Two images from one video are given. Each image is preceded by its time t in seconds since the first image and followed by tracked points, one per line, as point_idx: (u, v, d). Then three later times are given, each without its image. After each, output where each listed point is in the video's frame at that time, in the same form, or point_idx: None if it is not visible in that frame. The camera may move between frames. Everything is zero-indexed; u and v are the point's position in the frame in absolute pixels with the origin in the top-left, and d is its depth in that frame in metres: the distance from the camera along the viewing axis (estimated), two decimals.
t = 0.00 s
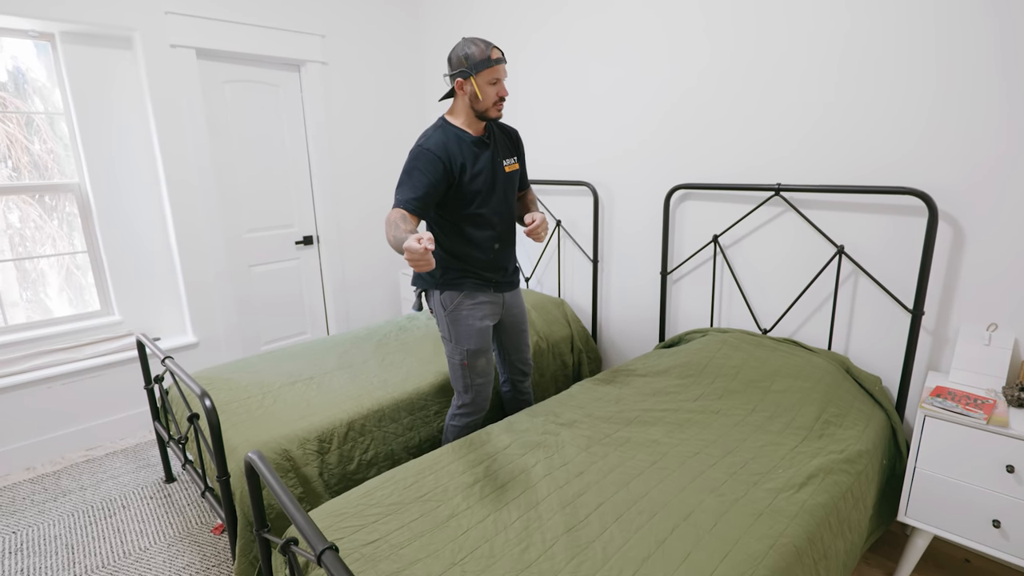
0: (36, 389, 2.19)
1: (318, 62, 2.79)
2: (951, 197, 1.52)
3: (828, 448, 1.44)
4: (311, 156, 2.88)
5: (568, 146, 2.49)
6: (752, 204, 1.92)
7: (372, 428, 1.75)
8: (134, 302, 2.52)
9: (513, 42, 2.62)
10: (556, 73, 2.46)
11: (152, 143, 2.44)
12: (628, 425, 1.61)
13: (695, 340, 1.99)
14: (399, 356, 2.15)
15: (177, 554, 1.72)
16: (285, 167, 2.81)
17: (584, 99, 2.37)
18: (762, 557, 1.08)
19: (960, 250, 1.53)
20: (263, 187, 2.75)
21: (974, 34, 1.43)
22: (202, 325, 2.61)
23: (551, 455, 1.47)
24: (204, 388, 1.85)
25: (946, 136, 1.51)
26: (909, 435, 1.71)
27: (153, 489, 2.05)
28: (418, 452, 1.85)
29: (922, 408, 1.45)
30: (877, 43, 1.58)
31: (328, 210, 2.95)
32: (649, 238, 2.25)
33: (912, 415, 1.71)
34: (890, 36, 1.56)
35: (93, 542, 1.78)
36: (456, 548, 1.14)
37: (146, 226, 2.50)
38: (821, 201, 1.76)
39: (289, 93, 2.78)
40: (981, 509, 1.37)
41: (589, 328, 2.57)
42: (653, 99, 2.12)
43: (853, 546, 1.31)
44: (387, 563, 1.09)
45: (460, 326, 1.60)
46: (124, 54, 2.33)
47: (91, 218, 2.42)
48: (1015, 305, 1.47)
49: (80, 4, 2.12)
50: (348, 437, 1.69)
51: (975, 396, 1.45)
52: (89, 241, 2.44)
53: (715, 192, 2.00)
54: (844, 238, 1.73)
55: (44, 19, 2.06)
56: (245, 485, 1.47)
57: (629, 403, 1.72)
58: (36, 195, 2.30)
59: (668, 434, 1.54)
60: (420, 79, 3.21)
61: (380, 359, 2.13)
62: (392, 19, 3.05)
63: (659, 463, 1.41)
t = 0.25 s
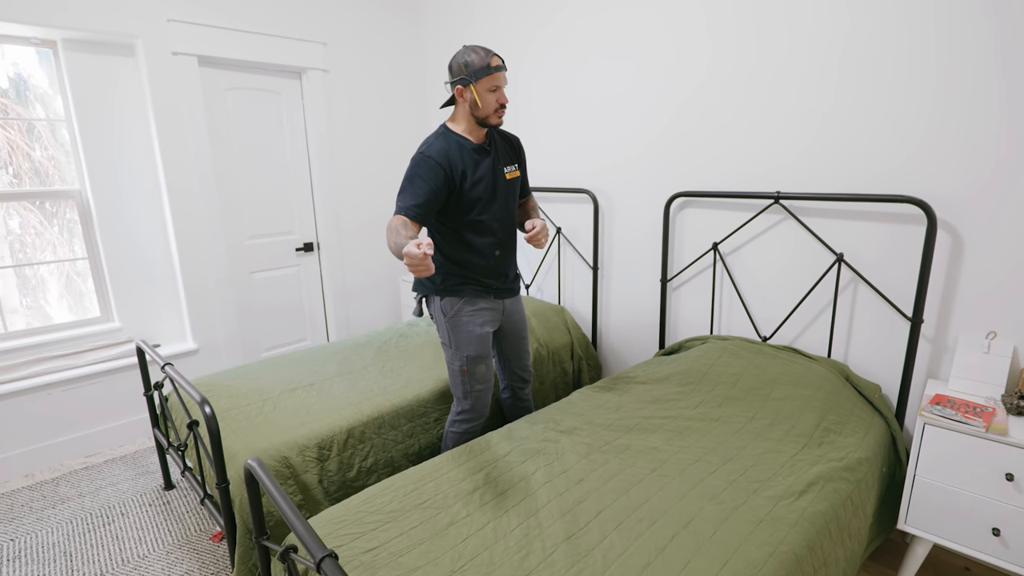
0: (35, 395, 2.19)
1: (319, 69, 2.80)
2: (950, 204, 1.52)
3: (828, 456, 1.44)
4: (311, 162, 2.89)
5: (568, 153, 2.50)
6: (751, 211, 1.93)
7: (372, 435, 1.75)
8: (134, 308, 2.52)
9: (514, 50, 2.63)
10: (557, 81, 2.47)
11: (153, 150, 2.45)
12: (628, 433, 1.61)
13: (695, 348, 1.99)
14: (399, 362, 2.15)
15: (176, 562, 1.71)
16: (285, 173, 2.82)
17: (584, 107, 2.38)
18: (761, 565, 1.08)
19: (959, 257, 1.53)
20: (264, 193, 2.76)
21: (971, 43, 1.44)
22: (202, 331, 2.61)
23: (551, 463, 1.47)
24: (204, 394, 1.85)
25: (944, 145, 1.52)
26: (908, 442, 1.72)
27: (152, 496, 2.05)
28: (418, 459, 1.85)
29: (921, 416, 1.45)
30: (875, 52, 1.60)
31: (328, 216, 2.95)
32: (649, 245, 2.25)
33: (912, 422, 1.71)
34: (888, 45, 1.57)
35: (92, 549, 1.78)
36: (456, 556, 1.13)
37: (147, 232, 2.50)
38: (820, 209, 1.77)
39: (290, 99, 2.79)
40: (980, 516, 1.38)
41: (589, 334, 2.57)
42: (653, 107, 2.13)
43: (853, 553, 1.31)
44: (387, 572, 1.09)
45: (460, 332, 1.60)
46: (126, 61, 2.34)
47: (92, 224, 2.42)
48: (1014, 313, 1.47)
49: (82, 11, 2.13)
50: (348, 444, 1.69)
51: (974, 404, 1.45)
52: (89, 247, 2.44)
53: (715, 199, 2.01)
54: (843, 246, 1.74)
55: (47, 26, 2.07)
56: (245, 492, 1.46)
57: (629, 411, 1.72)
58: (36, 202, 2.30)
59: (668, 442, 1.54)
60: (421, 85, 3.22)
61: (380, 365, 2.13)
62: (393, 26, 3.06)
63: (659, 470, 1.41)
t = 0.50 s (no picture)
0: (35, 398, 2.18)
1: (320, 72, 2.80)
2: (950, 208, 1.53)
3: (828, 459, 1.44)
4: (312, 165, 2.89)
5: (568, 156, 2.50)
6: (751, 215, 1.93)
7: (372, 438, 1.75)
8: (134, 310, 2.52)
9: (514, 53, 2.64)
10: (557, 85, 2.47)
11: (153, 153, 2.45)
12: (628, 437, 1.61)
13: (695, 351, 1.99)
14: (399, 365, 2.16)
15: (175, 565, 1.71)
16: (286, 176, 2.82)
17: (585, 110, 2.39)
18: (761, 568, 1.09)
19: (958, 261, 1.54)
20: (264, 196, 2.76)
21: (970, 48, 1.45)
22: (202, 333, 2.61)
23: (551, 466, 1.47)
24: (203, 397, 1.85)
25: (943, 149, 1.52)
26: (908, 446, 1.72)
27: (152, 499, 2.04)
28: (417, 462, 1.85)
29: (921, 419, 1.45)
30: (874, 56, 1.60)
31: (329, 219, 2.95)
32: (649, 249, 2.26)
33: (911, 426, 1.71)
34: (887, 50, 1.58)
35: (91, 552, 1.77)
36: (456, 559, 1.13)
37: (147, 235, 2.50)
38: (819, 213, 1.78)
39: (290, 102, 2.79)
40: (979, 520, 1.38)
41: (588, 337, 2.57)
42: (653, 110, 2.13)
43: (853, 557, 1.31)
44: None
45: (460, 335, 1.60)
46: (127, 64, 2.34)
47: (92, 227, 2.42)
48: (1014, 317, 1.48)
49: (83, 15, 2.13)
50: (348, 447, 1.69)
51: (973, 408, 1.45)
52: (89, 250, 2.44)
53: (714, 202, 2.01)
54: (843, 250, 1.74)
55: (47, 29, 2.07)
56: (244, 495, 1.46)
57: (629, 415, 1.73)
58: (36, 204, 2.30)
59: (668, 445, 1.54)
60: (421, 88, 3.22)
61: (380, 368, 2.13)
62: (394, 29, 3.07)
63: (659, 474, 1.41)
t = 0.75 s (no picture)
0: (34, 398, 2.18)
1: (320, 72, 2.80)
2: (949, 209, 1.53)
3: (828, 460, 1.44)
4: (312, 165, 2.89)
5: (568, 157, 2.50)
6: (751, 215, 1.94)
7: (372, 438, 1.75)
8: (134, 310, 2.52)
9: (514, 54, 2.64)
10: (557, 85, 2.48)
11: (153, 152, 2.44)
12: (628, 437, 1.61)
13: (695, 351, 1.99)
14: (399, 365, 2.15)
15: (174, 565, 1.71)
16: (286, 176, 2.82)
17: (585, 111, 2.39)
18: (761, 569, 1.09)
19: (958, 262, 1.54)
20: (264, 196, 2.76)
21: (969, 50, 1.45)
22: (202, 333, 2.61)
23: (551, 466, 1.47)
24: (203, 397, 1.85)
25: (943, 150, 1.53)
26: (908, 447, 1.72)
27: (151, 499, 2.04)
28: (417, 462, 1.85)
29: (921, 420, 1.45)
30: (873, 58, 1.61)
31: (329, 219, 2.95)
32: (649, 249, 2.26)
33: (910, 426, 1.71)
34: (887, 51, 1.58)
35: (89, 552, 1.77)
36: (456, 560, 1.13)
37: (146, 235, 2.50)
38: (819, 213, 1.78)
39: (291, 103, 2.79)
40: (979, 521, 1.38)
41: (588, 338, 2.57)
42: (653, 111, 2.14)
43: (853, 558, 1.31)
44: None
45: (459, 335, 1.60)
46: (127, 64, 2.34)
47: (92, 226, 2.41)
48: (1014, 318, 1.48)
49: (83, 15, 2.13)
50: (348, 448, 1.69)
51: (973, 408, 1.45)
52: (89, 249, 2.44)
53: (714, 203, 2.01)
54: (843, 251, 1.74)
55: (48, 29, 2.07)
56: (244, 495, 1.46)
57: (630, 415, 1.73)
58: (36, 204, 2.30)
59: (668, 446, 1.54)
60: (421, 89, 3.22)
61: (380, 368, 2.13)
62: (394, 30, 3.07)
63: (659, 474, 1.41)
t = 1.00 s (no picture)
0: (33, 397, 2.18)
1: (320, 72, 2.80)
2: (950, 209, 1.53)
3: (827, 461, 1.44)
4: (312, 165, 2.89)
5: (569, 157, 2.50)
6: (751, 216, 1.94)
7: (371, 438, 1.75)
8: (133, 310, 2.52)
9: (515, 54, 2.64)
10: (557, 85, 2.48)
11: (153, 152, 2.44)
12: (627, 438, 1.61)
13: (695, 352, 1.99)
14: (399, 365, 2.15)
15: (173, 565, 1.70)
16: (286, 176, 2.82)
17: (585, 111, 2.39)
18: (761, 570, 1.08)
19: (958, 263, 1.54)
20: (264, 196, 2.76)
21: (970, 51, 1.46)
22: (201, 333, 2.61)
23: (550, 467, 1.47)
24: (202, 397, 1.85)
25: (943, 150, 1.53)
26: (907, 448, 1.72)
27: (150, 499, 2.04)
28: (416, 463, 1.85)
29: (920, 421, 1.45)
30: (873, 59, 1.61)
31: (329, 219, 2.95)
32: (649, 249, 2.26)
33: (910, 427, 1.71)
34: (887, 52, 1.58)
35: (88, 553, 1.76)
36: (455, 561, 1.13)
37: (146, 234, 2.50)
38: (819, 214, 1.78)
39: (291, 102, 2.79)
40: (978, 522, 1.38)
41: (588, 338, 2.57)
42: (653, 111, 2.14)
43: (852, 559, 1.31)
44: None
45: (459, 335, 1.60)
46: (127, 63, 2.34)
47: (91, 226, 2.41)
48: (1014, 318, 1.48)
49: (83, 14, 2.13)
50: (347, 448, 1.69)
51: (973, 409, 1.45)
52: (88, 249, 2.43)
53: (714, 204, 2.01)
54: (843, 252, 1.74)
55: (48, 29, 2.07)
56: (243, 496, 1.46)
57: (629, 415, 1.72)
58: (35, 203, 2.29)
59: (668, 446, 1.54)
60: (421, 89, 3.22)
61: (380, 369, 2.13)
62: (394, 30, 3.07)
63: (658, 475, 1.41)
